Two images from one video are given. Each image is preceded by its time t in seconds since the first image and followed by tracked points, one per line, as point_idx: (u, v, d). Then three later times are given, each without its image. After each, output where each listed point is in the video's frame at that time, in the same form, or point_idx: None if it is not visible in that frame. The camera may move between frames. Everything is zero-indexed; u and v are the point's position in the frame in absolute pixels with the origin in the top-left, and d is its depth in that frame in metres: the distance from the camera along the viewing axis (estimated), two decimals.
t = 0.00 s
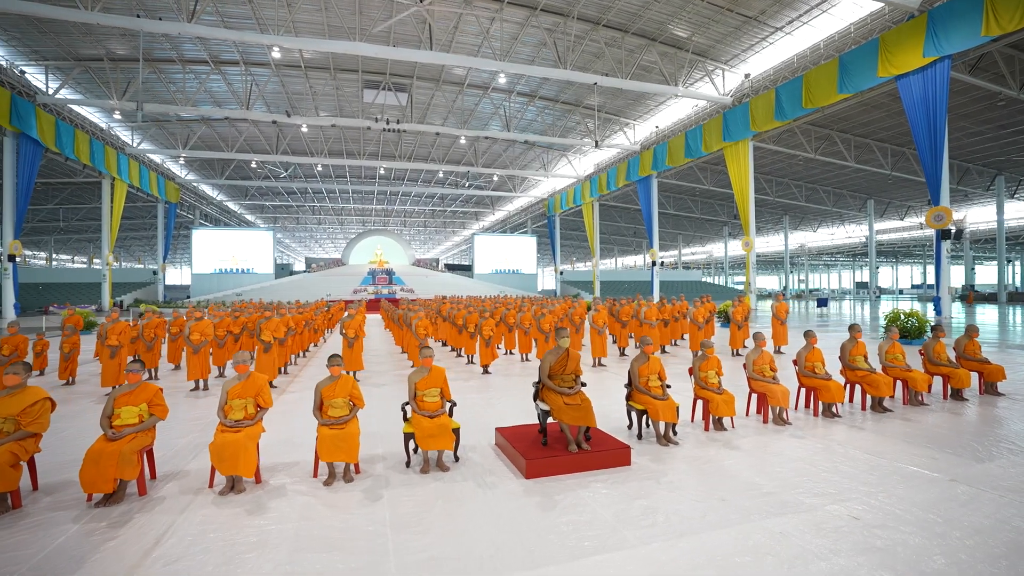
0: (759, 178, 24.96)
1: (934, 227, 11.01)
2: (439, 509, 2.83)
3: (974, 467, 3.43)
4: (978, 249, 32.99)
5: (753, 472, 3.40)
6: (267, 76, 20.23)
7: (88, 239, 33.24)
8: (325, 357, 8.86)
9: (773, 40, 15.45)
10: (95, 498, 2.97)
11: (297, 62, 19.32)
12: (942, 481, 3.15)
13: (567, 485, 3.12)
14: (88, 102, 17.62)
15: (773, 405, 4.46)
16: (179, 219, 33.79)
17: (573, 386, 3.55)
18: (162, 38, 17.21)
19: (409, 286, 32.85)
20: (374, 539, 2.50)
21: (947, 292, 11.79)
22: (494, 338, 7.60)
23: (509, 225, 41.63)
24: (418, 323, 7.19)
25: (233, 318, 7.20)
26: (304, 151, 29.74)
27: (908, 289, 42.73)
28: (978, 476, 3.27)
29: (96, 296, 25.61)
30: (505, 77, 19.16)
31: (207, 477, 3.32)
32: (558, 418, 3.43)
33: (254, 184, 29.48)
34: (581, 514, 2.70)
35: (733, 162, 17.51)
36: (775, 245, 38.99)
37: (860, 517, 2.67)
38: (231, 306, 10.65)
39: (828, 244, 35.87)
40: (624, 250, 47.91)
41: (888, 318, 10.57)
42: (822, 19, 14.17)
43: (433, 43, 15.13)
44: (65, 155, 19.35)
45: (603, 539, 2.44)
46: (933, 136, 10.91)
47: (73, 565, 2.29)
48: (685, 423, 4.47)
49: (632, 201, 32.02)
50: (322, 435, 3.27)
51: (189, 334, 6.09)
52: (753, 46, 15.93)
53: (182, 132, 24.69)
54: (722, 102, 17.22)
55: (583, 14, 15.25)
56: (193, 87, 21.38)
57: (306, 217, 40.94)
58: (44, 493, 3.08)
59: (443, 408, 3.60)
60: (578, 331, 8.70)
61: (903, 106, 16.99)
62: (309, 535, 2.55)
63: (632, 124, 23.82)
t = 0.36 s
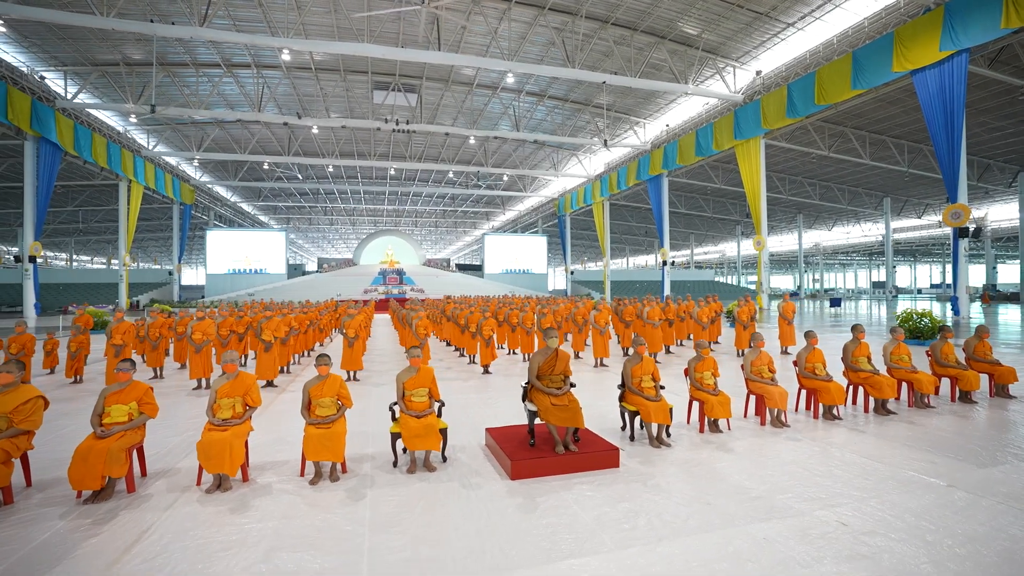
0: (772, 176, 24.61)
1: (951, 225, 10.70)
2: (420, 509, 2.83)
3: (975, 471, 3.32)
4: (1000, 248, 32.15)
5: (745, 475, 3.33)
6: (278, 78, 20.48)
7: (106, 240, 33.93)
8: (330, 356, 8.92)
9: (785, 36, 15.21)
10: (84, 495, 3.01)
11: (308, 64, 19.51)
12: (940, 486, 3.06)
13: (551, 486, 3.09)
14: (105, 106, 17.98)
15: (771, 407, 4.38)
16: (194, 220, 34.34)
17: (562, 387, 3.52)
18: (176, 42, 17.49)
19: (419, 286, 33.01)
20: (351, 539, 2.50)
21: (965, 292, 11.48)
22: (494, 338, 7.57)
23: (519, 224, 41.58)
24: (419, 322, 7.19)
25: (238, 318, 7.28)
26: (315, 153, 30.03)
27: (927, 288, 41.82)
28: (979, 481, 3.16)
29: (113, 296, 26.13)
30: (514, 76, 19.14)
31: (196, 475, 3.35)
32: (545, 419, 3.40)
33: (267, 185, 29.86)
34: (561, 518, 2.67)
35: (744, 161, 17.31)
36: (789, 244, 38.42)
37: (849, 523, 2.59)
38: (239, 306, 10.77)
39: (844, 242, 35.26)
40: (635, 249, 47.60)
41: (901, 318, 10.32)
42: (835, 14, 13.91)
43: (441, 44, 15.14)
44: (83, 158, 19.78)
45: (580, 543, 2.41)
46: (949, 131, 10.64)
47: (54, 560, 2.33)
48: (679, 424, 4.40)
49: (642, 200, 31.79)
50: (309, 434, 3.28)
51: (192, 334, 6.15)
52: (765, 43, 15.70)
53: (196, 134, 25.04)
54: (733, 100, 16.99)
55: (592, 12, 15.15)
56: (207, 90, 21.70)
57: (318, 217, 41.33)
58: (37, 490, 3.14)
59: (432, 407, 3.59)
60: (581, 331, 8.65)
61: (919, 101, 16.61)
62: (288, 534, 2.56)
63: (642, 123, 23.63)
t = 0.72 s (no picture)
0: (786, 174, 24.21)
1: (973, 223, 10.41)
2: (404, 511, 2.82)
3: (980, 477, 3.20)
4: None
5: (740, 479, 3.26)
6: (292, 81, 20.75)
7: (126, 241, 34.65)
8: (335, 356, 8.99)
9: (799, 32, 14.94)
10: (79, 491, 3.06)
11: (320, 67, 19.71)
12: (941, 494, 2.95)
13: (539, 488, 3.06)
14: (124, 110, 18.36)
15: (770, 410, 4.29)
16: (211, 221, 34.95)
17: (553, 388, 3.49)
18: (192, 47, 17.79)
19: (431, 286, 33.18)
20: (333, 538, 2.51)
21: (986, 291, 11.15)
22: (496, 338, 7.56)
23: (532, 224, 41.53)
24: (421, 321, 7.21)
25: (246, 318, 7.38)
26: (328, 154, 30.34)
27: (948, 288, 40.83)
28: (985, 488, 3.04)
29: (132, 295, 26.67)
30: (524, 76, 19.11)
31: (190, 472, 3.39)
32: (535, 421, 3.37)
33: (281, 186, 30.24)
34: (544, 521, 2.65)
35: (757, 159, 17.08)
36: (805, 243, 37.80)
37: (840, 531, 2.51)
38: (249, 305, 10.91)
39: (861, 242, 34.63)
40: (648, 249, 47.23)
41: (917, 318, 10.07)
42: (851, 9, 13.62)
43: (451, 45, 15.16)
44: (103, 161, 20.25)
45: (560, 547, 2.38)
46: (971, 127, 10.33)
47: (41, 555, 2.36)
48: (677, 426, 4.33)
49: (655, 199, 31.52)
50: (299, 433, 3.30)
51: (198, 333, 6.25)
52: (779, 39, 15.45)
53: (212, 136, 25.45)
54: (746, 97, 16.75)
55: (602, 11, 15.05)
56: (222, 94, 22.05)
57: (332, 217, 41.76)
58: (34, 486, 3.21)
59: (424, 407, 3.59)
60: (586, 331, 8.60)
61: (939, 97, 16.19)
62: (272, 532, 2.57)
63: (654, 121, 23.42)
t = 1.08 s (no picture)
0: (800, 172, 23.84)
1: (992, 221, 10.10)
2: (387, 510, 2.82)
3: (980, 483, 3.11)
4: None
5: (730, 482, 3.20)
6: (303, 82, 20.99)
7: (144, 242, 35.35)
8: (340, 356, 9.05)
9: (812, 28, 14.69)
10: (73, 487, 3.12)
11: (331, 68, 19.90)
12: (938, 500, 2.86)
13: (524, 489, 3.05)
14: (140, 113, 18.72)
15: (768, 412, 4.22)
16: (226, 222, 35.50)
17: (542, 389, 3.47)
18: (205, 50, 18.07)
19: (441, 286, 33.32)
20: (313, 537, 2.52)
21: (1006, 292, 10.83)
22: (498, 339, 7.56)
23: (543, 224, 41.46)
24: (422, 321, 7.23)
25: (252, 317, 7.48)
26: (340, 155, 30.63)
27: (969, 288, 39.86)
28: (984, 494, 2.95)
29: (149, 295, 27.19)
30: (534, 75, 19.06)
31: (182, 470, 3.44)
32: (522, 421, 3.35)
33: (294, 187, 30.58)
34: (524, 522, 2.63)
35: (770, 157, 16.85)
36: (820, 242, 37.19)
37: (826, 537, 2.45)
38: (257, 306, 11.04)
39: (878, 241, 33.97)
40: (660, 248, 46.85)
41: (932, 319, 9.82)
42: (867, 3, 13.35)
43: (459, 45, 15.17)
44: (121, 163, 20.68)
45: (538, 549, 2.35)
46: (990, 122, 10.07)
47: (29, 549, 2.42)
48: (672, 428, 4.28)
49: (667, 198, 31.26)
50: (288, 432, 3.32)
51: (202, 332, 6.36)
52: (791, 35, 15.20)
53: (227, 138, 25.82)
54: (758, 94, 16.51)
55: (611, 9, 14.93)
56: (235, 97, 22.37)
57: (344, 217, 42.16)
58: (32, 482, 3.28)
59: (413, 407, 3.60)
60: (589, 331, 8.56)
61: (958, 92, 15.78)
62: (254, 530, 2.59)
63: (665, 120, 23.22)
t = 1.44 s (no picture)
0: (811, 170, 23.51)
1: (1008, 220, 9.83)
2: (363, 511, 2.81)
3: (973, 489, 3.01)
4: None
5: (714, 486, 3.15)
6: (312, 84, 21.15)
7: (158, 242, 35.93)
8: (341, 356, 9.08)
9: (823, 24, 14.46)
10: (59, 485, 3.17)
11: (339, 70, 20.02)
12: (925, 506, 2.78)
13: (502, 491, 3.03)
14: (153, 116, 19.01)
15: (759, 414, 4.15)
16: (238, 223, 35.93)
17: (525, 390, 3.45)
18: (215, 53, 18.28)
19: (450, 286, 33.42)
20: (285, 538, 2.52)
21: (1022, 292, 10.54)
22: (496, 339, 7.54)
23: (552, 224, 41.38)
24: (419, 322, 7.24)
25: (253, 318, 7.55)
26: (349, 156, 30.84)
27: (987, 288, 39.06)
28: (975, 500, 2.86)
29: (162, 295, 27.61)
30: (541, 75, 19.01)
31: (167, 469, 3.47)
32: (503, 422, 3.33)
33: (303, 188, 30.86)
34: (497, 525, 2.61)
35: (779, 156, 16.65)
36: (833, 241, 36.67)
37: (804, 544, 2.39)
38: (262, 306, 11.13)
39: (892, 240, 33.42)
40: (670, 248, 46.53)
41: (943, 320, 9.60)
42: None
43: (465, 45, 15.16)
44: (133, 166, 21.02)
45: (507, 554, 2.33)
46: (1006, 117, 9.80)
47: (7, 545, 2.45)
48: (661, 430, 4.23)
49: (676, 198, 31.01)
50: (271, 431, 3.33)
51: (200, 332, 6.41)
52: (801, 32, 14.99)
53: (237, 140, 26.11)
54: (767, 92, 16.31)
55: (617, 7, 14.83)
56: (245, 99, 22.61)
57: (354, 218, 42.46)
58: (21, 479, 3.34)
59: (397, 407, 3.59)
60: (589, 332, 8.52)
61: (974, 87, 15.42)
62: (228, 530, 2.60)
63: (674, 119, 23.03)
